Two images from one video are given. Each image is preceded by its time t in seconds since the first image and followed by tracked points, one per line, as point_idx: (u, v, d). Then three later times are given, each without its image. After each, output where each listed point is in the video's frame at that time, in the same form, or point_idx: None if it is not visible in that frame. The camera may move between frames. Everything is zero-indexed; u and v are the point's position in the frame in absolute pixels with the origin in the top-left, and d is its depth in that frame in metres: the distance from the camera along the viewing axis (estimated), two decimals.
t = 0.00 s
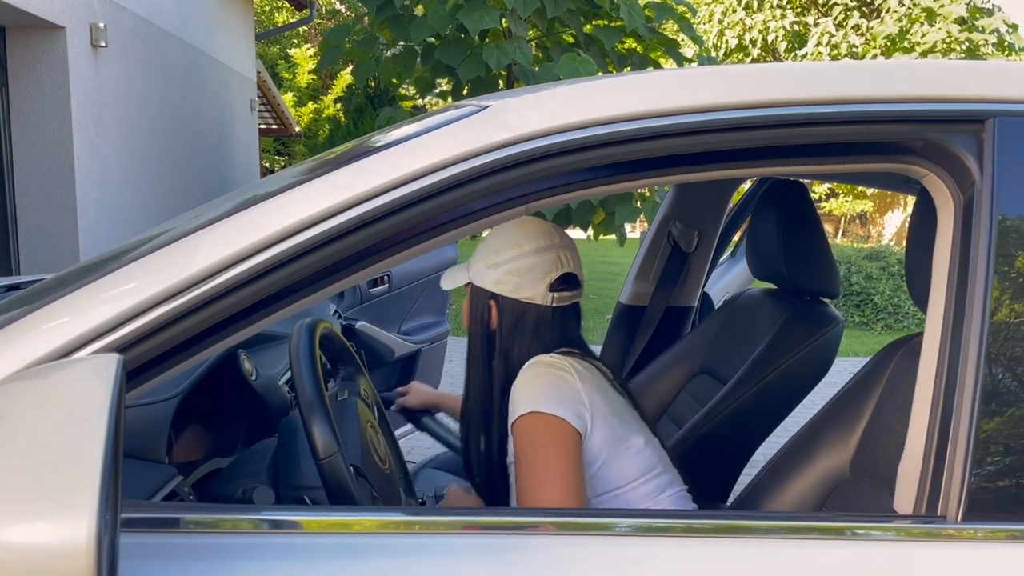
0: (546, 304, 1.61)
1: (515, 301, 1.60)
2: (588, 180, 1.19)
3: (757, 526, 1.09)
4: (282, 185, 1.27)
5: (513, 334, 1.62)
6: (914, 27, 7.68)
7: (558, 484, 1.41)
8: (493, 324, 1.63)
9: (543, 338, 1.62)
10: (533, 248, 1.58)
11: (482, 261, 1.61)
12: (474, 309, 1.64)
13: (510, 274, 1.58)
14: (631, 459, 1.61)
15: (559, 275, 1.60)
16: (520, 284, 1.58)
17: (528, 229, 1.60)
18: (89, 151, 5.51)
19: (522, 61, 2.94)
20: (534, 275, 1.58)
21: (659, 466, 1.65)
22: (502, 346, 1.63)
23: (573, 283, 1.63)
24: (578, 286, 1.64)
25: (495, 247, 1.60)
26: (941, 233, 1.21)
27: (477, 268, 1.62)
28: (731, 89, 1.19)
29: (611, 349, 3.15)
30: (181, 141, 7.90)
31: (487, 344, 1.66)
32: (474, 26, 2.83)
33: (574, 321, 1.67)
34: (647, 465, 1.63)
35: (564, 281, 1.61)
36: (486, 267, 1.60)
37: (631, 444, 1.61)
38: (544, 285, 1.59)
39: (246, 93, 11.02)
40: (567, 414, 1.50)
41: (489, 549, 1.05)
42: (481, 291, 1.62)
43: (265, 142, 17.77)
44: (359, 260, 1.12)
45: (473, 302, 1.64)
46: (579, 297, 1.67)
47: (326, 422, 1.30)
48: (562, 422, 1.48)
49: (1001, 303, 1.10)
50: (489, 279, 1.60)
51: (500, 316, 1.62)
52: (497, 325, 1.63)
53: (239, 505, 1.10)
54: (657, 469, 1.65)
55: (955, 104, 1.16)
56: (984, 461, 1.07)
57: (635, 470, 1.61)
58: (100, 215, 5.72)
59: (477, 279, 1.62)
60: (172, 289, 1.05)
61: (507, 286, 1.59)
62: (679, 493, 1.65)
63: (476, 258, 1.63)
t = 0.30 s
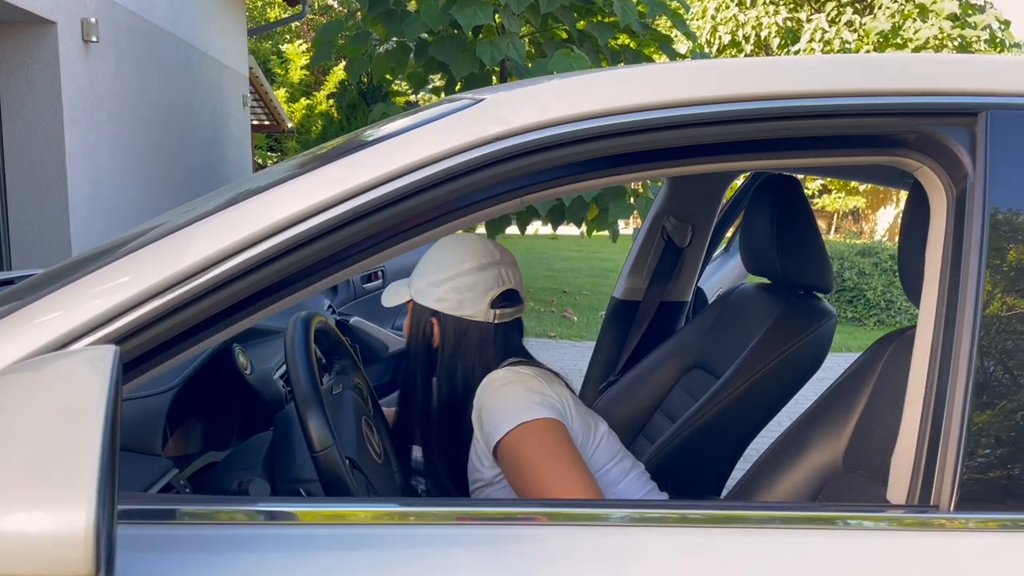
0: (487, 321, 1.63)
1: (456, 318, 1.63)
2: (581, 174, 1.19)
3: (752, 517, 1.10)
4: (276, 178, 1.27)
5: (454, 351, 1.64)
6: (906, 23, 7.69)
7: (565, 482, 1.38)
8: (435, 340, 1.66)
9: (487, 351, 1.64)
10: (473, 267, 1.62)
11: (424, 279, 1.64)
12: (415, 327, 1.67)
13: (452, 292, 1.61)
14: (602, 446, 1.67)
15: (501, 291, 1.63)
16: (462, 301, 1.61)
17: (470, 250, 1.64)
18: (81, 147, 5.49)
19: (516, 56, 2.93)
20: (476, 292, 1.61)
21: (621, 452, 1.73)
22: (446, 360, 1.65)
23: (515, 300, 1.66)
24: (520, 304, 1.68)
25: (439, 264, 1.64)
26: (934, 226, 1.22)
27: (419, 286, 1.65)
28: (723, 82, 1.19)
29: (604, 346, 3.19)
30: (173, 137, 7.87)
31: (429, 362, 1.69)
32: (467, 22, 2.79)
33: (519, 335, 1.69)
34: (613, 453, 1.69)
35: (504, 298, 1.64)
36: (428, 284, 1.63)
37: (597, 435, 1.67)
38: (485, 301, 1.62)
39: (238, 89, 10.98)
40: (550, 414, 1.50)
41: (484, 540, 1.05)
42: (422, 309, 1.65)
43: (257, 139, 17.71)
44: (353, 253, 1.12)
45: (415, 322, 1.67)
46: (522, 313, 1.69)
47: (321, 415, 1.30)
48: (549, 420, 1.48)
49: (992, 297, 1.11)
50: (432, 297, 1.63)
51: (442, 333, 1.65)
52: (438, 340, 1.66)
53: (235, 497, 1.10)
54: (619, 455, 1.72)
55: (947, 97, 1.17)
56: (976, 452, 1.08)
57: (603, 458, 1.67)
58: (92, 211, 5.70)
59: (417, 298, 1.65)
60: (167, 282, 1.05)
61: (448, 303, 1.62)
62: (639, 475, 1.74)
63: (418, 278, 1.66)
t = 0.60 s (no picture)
0: (466, 320, 1.63)
1: (432, 319, 1.62)
2: (577, 168, 1.19)
3: (746, 509, 1.10)
4: (271, 171, 1.26)
5: (432, 352, 1.65)
6: (901, 19, 7.68)
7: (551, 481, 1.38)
8: (416, 342, 1.67)
9: (469, 351, 1.64)
10: (444, 266, 1.60)
11: (401, 284, 1.65)
12: (397, 329, 1.70)
13: (426, 293, 1.61)
14: (591, 445, 1.68)
15: (474, 288, 1.62)
16: (435, 302, 1.61)
17: (441, 247, 1.62)
18: (74, 142, 5.47)
19: (511, 52, 2.92)
20: (449, 292, 1.60)
21: (610, 450, 1.74)
22: (427, 362, 1.65)
23: (490, 295, 1.66)
24: (496, 297, 1.66)
25: (411, 268, 1.63)
26: (930, 218, 1.23)
27: (397, 290, 1.66)
28: (717, 76, 1.19)
29: (600, 341, 3.21)
30: (166, 132, 7.84)
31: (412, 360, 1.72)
32: (462, 18, 2.77)
33: (500, 331, 1.69)
34: (601, 451, 1.71)
35: (479, 295, 1.64)
36: (404, 289, 1.64)
37: (585, 435, 1.68)
38: (459, 300, 1.61)
39: (232, 85, 10.95)
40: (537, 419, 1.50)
41: (480, 532, 1.06)
42: (402, 313, 1.67)
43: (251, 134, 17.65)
44: (349, 247, 1.12)
45: (397, 326, 1.69)
46: (500, 308, 1.68)
47: (319, 409, 1.31)
48: (536, 426, 1.47)
49: (987, 291, 1.11)
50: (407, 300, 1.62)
51: (421, 335, 1.65)
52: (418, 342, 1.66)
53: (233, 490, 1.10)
54: (608, 453, 1.73)
55: (941, 90, 1.17)
56: (970, 445, 1.09)
57: (592, 458, 1.68)
58: (85, 207, 5.67)
59: (398, 302, 1.66)
60: (163, 276, 1.05)
61: (423, 306, 1.61)
62: (627, 471, 1.75)
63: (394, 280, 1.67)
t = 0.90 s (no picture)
0: (474, 309, 1.62)
1: (442, 308, 1.62)
2: (570, 163, 1.19)
3: (740, 506, 1.10)
4: (265, 166, 1.26)
5: (441, 342, 1.64)
6: (895, 15, 7.66)
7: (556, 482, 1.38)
8: (424, 333, 1.66)
9: (479, 341, 1.64)
10: (454, 254, 1.60)
11: (411, 272, 1.64)
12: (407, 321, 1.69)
13: (436, 282, 1.60)
14: (600, 450, 1.67)
15: (484, 277, 1.62)
16: (445, 291, 1.60)
17: (452, 235, 1.63)
18: (68, 138, 5.44)
19: (505, 48, 2.92)
20: (459, 280, 1.60)
21: (620, 455, 1.72)
22: (436, 353, 1.65)
23: (502, 285, 1.65)
24: (507, 288, 1.66)
25: (423, 255, 1.62)
26: (922, 213, 1.22)
27: (408, 278, 1.65)
28: (712, 71, 1.19)
29: (594, 335, 3.21)
30: (160, 128, 7.81)
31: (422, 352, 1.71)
32: (457, 13, 2.77)
33: (510, 322, 1.69)
34: (610, 455, 1.69)
35: (490, 284, 1.63)
36: (415, 277, 1.63)
37: (594, 439, 1.66)
38: (470, 288, 1.60)
39: (226, 80, 10.91)
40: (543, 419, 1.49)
41: (475, 529, 1.05)
42: (412, 303, 1.66)
43: (245, 130, 17.59)
44: (342, 242, 1.12)
45: (407, 317, 1.69)
46: (512, 298, 1.68)
47: (311, 405, 1.30)
48: (542, 428, 1.47)
49: (980, 286, 1.12)
50: (417, 288, 1.62)
51: (430, 325, 1.64)
52: (428, 333, 1.65)
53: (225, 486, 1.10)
54: (618, 457, 1.72)
55: (935, 86, 1.17)
56: (963, 441, 1.09)
57: (601, 462, 1.67)
58: (78, 202, 5.66)
59: (408, 291, 1.65)
60: (156, 271, 1.05)
61: (433, 294, 1.61)
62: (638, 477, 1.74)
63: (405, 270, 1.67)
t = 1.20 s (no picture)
0: (463, 307, 1.61)
1: (431, 305, 1.61)
2: (560, 156, 1.18)
3: (733, 501, 1.10)
4: (255, 158, 1.25)
5: (431, 337, 1.63)
6: (891, 11, 7.63)
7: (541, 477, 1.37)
8: (413, 329, 1.65)
9: (467, 338, 1.63)
10: (443, 250, 1.59)
11: (400, 268, 1.63)
12: (395, 316, 1.68)
13: (425, 279, 1.59)
14: (588, 446, 1.67)
15: (473, 274, 1.61)
16: (434, 288, 1.59)
17: (440, 231, 1.61)
18: (61, 134, 5.41)
19: (501, 45, 2.91)
20: (448, 277, 1.59)
21: (608, 452, 1.72)
22: (424, 349, 1.64)
23: (490, 282, 1.64)
24: (496, 286, 1.65)
25: (412, 252, 1.62)
26: (912, 208, 1.22)
27: (397, 274, 1.64)
28: (704, 64, 1.18)
29: (588, 332, 3.21)
30: (155, 124, 7.78)
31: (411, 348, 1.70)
32: (452, 9, 2.76)
33: (500, 319, 1.67)
34: (598, 453, 1.69)
35: (479, 281, 1.62)
36: (404, 274, 1.62)
37: (583, 436, 1.66)
38: (459, 285, 1.59)
39: (221, 77, 10.86)
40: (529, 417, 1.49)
41: (466, 525, 1.05)
42: (401, 299, 1.65)
43: (240, 127, 17.55)
44: (331, 235, 1.11)
45: (395, 313, 1.68)
46: (501, 295, 1.67)
47: (298, 401, 1.29)
48: (528, 426, 1.46)
49: (972, 281, 1.10)
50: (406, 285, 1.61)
51: (418, 321, 1.63)
52: (416, 329, 1.64)
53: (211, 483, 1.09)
54: (606, 454, 1.71)
55: (927, 79, 1.16)
56: (954, 436, 1.08)
57: (588, 460, 1.66)
58: (71, 198, 5.63)
59: (397, 287, 1.64)
60: (143, 263, 1.04)
61: (422, 291, 1.60)
62: (627, 473, 1.73)
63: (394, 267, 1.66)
